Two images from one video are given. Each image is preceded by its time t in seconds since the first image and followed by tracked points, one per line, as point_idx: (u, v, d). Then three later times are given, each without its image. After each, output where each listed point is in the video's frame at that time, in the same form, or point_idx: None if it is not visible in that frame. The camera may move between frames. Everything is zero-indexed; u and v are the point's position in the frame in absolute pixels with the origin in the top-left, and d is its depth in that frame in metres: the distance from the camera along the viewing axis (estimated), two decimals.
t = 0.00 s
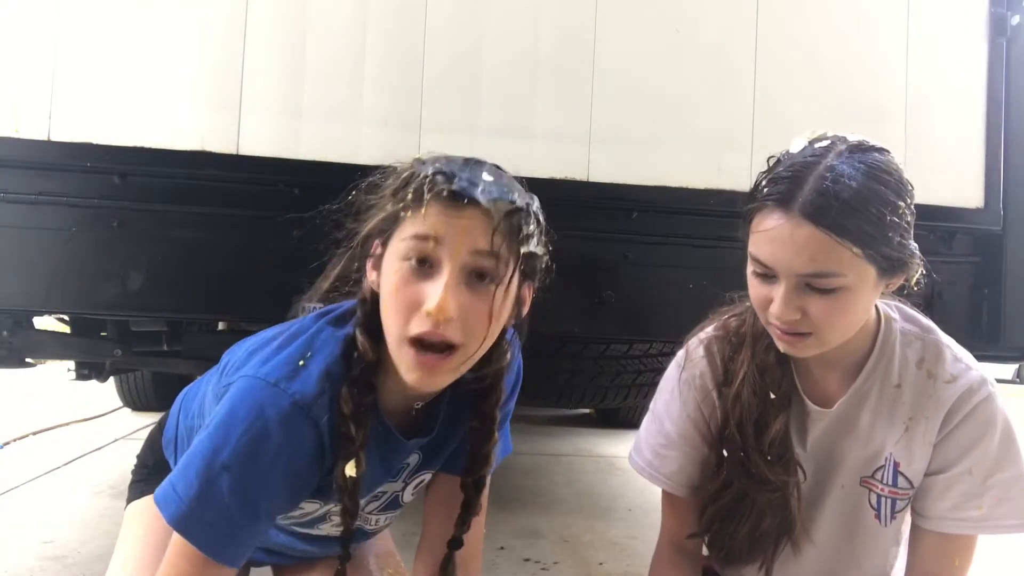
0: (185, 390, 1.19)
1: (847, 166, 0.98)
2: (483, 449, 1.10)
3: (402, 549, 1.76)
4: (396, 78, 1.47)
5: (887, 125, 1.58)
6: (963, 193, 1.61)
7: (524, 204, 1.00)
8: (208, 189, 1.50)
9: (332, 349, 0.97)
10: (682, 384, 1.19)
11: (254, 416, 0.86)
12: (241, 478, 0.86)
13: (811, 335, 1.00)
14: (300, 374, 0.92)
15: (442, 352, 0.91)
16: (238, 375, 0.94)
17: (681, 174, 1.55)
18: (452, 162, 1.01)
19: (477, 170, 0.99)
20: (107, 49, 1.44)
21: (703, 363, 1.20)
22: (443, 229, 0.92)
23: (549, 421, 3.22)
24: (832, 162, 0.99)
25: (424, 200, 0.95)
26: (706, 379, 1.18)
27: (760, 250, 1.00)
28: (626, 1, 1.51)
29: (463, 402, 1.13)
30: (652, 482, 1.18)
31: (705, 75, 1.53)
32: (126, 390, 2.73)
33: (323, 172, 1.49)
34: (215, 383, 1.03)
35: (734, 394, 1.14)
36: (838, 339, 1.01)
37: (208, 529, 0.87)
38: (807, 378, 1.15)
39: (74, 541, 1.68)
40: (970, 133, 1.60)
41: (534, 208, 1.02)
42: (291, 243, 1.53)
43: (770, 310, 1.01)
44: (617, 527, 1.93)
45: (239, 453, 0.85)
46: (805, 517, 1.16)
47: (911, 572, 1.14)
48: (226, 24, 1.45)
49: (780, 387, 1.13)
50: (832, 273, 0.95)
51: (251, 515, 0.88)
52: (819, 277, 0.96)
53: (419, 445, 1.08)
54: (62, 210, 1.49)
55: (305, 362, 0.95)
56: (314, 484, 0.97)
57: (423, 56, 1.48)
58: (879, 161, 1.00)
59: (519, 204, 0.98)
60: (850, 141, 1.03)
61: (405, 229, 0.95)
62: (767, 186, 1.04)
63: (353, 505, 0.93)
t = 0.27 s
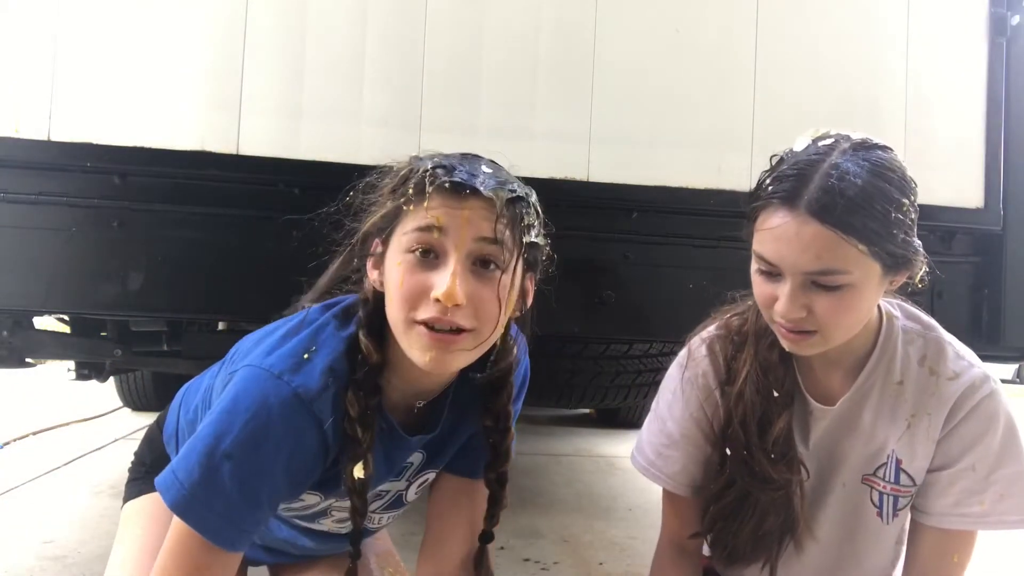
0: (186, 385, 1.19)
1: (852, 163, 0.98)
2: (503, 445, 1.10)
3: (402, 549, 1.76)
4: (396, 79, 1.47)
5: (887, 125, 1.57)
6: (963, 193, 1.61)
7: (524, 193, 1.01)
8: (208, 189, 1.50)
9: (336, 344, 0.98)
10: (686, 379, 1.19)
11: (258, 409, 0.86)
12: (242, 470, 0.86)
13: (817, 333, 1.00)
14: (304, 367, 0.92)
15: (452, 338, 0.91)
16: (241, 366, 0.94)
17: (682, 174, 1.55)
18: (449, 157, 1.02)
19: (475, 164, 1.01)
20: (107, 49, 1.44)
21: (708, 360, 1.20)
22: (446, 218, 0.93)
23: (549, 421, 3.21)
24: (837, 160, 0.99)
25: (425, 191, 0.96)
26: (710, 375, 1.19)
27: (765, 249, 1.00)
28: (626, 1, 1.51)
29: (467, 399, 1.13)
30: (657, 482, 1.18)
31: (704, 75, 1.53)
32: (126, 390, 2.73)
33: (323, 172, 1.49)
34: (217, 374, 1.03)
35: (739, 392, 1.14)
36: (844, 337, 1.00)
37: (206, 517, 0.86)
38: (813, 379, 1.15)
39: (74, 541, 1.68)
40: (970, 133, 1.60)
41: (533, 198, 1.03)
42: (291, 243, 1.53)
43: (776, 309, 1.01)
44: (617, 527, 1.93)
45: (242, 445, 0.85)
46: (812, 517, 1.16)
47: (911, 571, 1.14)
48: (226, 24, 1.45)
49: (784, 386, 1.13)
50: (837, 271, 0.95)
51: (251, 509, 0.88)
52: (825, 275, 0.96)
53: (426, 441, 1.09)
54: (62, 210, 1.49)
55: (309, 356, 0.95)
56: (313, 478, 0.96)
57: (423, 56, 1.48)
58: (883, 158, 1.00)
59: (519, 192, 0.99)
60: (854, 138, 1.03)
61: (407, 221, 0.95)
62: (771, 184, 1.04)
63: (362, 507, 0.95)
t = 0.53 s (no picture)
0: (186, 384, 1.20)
1: (853, 161, 0.99)
2: (498, 446, 1.09)
3: (402, 550, 1.76)
4: (396, 79, 1.47)
5: (887, 125, 1.58)
6: (963, 193, 1.61)
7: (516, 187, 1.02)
8: (208, 188, 1.50)
9: (327, 354, 0.98)
10: (688, 375, 1.19)
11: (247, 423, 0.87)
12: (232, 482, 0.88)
13: (819, 332, 1.00)
14: (294, 378, 0.93)
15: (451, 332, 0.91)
16: (234, 371, 0.96)
17: (681, 174, 1.55)
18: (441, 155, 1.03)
19: (468, 160, 1.02)
20: (106, 49, 1.44)
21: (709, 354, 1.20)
22: (442, 212, 0.93)
23: (549, 421, 3.21)
24: (838, 158, 0.99)
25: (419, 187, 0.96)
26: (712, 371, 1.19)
27: (769, 246, 1.00)
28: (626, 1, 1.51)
29: (466, 400, 1.13)
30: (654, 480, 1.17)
31: (704, 75, 1.53)
32: (126, 390, 2.73)
33: (323, 172, 1.49)
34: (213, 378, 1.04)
35: (740, 390, 1.14)
36: (845, 333, 1.00)
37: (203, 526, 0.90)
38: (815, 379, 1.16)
39: (74, 541, 1.68)
40: (970, 133, 1.60)
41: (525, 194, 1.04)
42: (291, 243, 1.53)
43: (779, 306, 1.00)
44: (617, 527, 1.93)
45: (235, 459, 0.87)
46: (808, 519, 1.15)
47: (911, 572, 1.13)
48: (226, 24, 1.45)
49: (786, 385, 1.13)
50: (840, 265, 0.95)
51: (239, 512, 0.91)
52: (829, 270, 0.96)
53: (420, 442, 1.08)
54: (62, 210, 1.49)
55: (300, 366, 0.96)
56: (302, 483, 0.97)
57: (423, 57, 1.48)
58: (883, 156, 1.00)
59: (512, 187, 1.00)
60: (853, 137, 1.04)
61: (404, 218, 0.95)
62: (774, 182, 1.04)
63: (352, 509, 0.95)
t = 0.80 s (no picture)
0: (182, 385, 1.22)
1: (836, 175, 1.06)
2: (479, 426, 1.10)
3: (402, 550, 1.76)
4: (396, 78, 1.47)
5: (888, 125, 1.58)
6: (963, 194, 1.61)
7: (514, 183, 1.02)
8: (209, 189, 1.50)
9: (305, 316, 1.04)
10: (682, 399, 1.25)
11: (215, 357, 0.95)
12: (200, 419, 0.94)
13: (780, 334, 1.04)
14: (269, 329, 0.99)
15: (444, 333, 0.92)
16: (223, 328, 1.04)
17: (681, 174, 1.55)
18: (440, 143, 1.02)
19: (467, 151, 1.01)
20: (107, 49, 1.43)
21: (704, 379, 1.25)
22: (438, 211, 0.93)
23: (549, 421, 3.22)
24: (823, 171, 1.07)
25: (416, 182, 0.95)
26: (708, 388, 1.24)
27: (739, 245, 1.08)
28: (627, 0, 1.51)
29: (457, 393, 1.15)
30: (651, 510, 1.19)
31: (705, 75, 1.53)
32: (126, 390, 2.73)
33: (323, 172, 1.49)
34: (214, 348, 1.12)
35: (729, 404, 1.20)
36: (825, 333, 1.03)
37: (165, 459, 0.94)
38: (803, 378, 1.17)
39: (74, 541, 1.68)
40: (970, 133, 1.60)
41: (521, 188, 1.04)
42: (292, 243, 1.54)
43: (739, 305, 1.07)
44: (617, 527, 1.93)
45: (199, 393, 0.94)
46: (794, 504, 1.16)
47: None
48: (227, 24, 1.45)
49: (774, 413, 1.19)
50: (796, 268, 1.01)
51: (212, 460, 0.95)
52: (787, 271, 1.02)
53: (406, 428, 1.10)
54: (62, 210, 1.49)
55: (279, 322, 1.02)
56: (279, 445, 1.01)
57: (423, 57, 1.48)
58: (872, 177, 1.06)
59: (511, 184, 1.00)
60: (844, 160, 1.13)
61: (397, 212, 0.95)
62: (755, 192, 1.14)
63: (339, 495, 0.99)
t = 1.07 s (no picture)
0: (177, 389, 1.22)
1: (835, 179, 1.05)
2: (479, 424, 1.09)
3: (402, 550, 1.76)
4: (396, 78, 1.47)
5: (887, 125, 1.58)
6: (963, 193, 1.61)
7: (518, 195, 1.00)
8: (208, 189, 1.50)
9: (311, 336, 1.00)
10: (682, 406, 1.24)
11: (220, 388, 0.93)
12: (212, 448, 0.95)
13: (783, 345, 1.05)
14: (274, 355, 0.96)
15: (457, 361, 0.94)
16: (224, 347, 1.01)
17: (681, 174, 1.55)
18: (441, 160, 0.97)
19: (471, 168, 0.97)
20: (106, 49, 1.43)
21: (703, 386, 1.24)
22: (449, 244, 0.90)
23: (549, 421, 3.21)
24: (822, 176, 1.06)
25: (423, 211, 0.91)
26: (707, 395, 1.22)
27: (739, 254, 1.07)
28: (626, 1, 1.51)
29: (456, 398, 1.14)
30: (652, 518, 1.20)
31: (705, 75, 1.53)
32: (126, 390, 2.73)
33: (323, 172, 1.49)
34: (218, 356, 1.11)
35: (729, 410, 1.19)
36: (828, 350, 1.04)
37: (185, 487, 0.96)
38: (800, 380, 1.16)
39: (74, 541, 1.68)
40: (971, 133, 1.60)
41: (524, 197, 1.02)
42: (292, 242, 1.54)
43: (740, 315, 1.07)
44: (618, 526, 1.93)
45: (207, 422, 0.93)
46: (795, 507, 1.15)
47: None
48: (227, 24, 1.45)
49: (774, 417, 1.18)
50: (797, 278, 1.01)
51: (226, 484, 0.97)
52: (785, 281, 1.02)
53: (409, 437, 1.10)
54: (62, 210, 1.49)
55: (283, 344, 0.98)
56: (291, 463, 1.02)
57: (423, 57, 1.48)
58: (870, 181, 1.06)
59: (516, 202, 0.98)
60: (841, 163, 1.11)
61: (404, 241, 0.92)
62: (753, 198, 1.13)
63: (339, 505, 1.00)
